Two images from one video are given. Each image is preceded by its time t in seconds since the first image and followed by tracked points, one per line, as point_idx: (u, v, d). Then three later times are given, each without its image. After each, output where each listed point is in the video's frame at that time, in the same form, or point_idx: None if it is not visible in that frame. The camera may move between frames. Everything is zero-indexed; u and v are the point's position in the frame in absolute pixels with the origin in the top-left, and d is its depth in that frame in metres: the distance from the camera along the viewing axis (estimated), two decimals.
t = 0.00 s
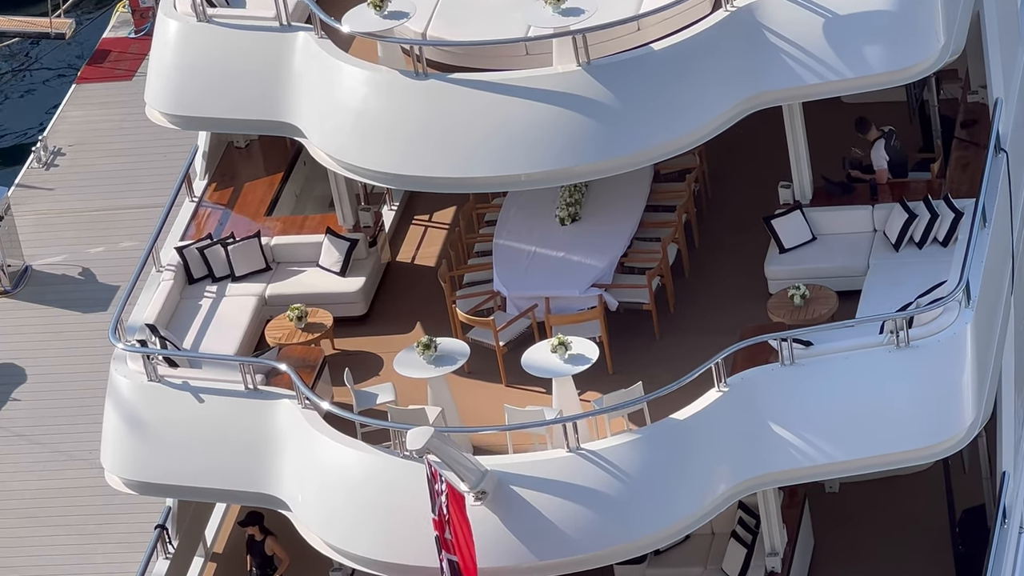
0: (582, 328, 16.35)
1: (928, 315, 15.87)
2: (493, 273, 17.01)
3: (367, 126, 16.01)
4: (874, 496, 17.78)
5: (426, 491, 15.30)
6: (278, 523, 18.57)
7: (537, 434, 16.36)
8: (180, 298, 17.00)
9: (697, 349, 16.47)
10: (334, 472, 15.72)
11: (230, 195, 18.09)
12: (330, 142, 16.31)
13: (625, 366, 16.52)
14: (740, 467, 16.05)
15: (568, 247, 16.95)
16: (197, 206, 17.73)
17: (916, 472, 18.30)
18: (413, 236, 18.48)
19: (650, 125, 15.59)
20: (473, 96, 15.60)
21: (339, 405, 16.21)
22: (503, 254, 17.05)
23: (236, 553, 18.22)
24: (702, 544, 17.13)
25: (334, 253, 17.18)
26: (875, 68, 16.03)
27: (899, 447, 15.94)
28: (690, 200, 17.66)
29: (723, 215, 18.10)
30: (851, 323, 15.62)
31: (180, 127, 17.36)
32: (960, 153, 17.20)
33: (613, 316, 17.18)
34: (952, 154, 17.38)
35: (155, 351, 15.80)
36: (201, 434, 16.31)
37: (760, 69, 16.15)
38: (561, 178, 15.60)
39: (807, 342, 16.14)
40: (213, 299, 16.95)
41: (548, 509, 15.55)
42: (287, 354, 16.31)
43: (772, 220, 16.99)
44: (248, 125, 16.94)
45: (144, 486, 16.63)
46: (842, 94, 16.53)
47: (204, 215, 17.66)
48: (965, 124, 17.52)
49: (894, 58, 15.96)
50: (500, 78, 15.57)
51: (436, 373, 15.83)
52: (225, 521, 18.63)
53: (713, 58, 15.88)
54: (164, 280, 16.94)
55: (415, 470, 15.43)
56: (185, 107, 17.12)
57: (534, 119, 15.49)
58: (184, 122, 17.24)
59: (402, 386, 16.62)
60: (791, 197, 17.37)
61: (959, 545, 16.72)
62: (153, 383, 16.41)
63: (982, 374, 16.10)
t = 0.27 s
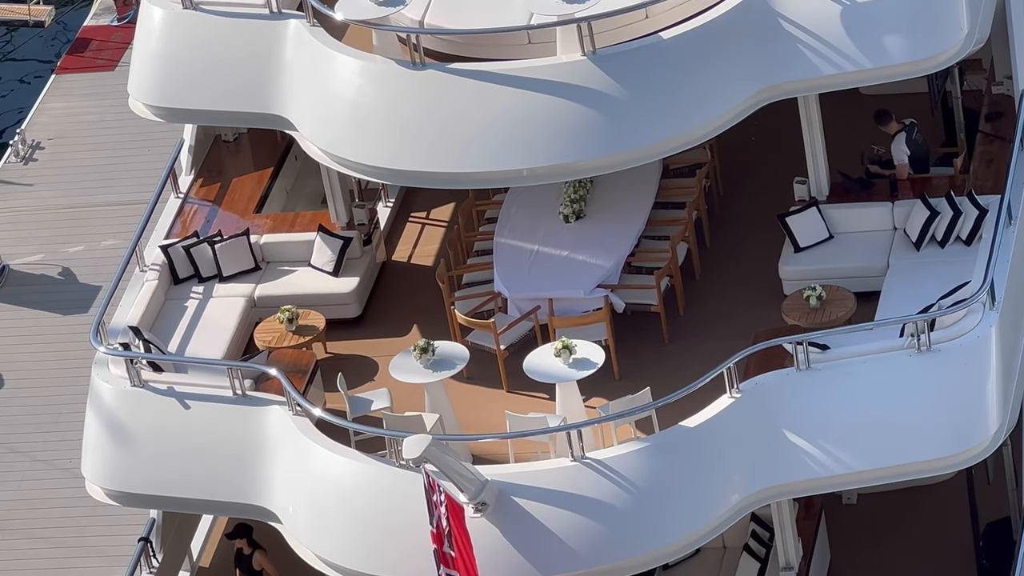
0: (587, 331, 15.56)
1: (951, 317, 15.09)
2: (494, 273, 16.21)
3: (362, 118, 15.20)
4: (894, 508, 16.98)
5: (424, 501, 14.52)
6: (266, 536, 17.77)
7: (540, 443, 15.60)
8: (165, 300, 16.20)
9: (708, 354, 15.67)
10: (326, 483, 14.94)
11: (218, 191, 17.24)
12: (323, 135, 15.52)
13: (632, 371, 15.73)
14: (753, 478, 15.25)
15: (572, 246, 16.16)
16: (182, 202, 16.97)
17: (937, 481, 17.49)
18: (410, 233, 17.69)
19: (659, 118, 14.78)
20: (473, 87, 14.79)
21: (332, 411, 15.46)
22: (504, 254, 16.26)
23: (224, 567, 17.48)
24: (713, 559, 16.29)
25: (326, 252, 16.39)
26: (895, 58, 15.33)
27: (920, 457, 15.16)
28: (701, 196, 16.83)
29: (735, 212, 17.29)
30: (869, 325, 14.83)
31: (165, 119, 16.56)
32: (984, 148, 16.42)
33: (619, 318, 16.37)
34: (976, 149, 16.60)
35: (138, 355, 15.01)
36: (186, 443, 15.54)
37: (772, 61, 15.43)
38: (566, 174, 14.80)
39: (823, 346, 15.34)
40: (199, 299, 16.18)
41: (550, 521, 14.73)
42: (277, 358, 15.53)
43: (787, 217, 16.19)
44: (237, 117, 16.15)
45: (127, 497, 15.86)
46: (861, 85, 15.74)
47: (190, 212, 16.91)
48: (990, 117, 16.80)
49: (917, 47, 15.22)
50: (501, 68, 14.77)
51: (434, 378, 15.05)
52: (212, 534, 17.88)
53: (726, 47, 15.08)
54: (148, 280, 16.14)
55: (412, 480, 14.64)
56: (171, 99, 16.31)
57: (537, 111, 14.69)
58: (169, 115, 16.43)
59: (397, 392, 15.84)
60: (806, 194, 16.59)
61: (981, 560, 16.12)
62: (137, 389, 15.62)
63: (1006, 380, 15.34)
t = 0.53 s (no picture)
0: (592, 333, 14.86)
1: (974, 318, 14.40)
2: (494, 272, 15.44)
3: (356, 109, 14.44)
4: (915, 518, 16.26)
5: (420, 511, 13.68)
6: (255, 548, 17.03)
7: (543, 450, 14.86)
8: (149, 300, 15.44)
9: (720, 357, 14.89)
10: (318, 493, 14.14)
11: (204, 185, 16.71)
12: (314, 127, 14.75)
13: (639, 375, 14.96)
14: (766, 486, 14.51)
15: (576, 244, 15.38)
16: (167, 196, 16.45)
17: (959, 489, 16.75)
18: (406, 230, 16.94)
19: (668, 109, 14.01)
20: (472, 76, 14.02)
21: (324, 417, 14.68)
22: (505, 252, 15.50)
23: None
24: (724, 570, 15.81)
25: (318, 249, 15.63)
26: (915, 46, 14.63)
27: (942, 465, 14.41)
28: (712, 191, 16.05)
29: (747, 208, 16.51)
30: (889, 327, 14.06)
31: (148, 110, 15.81)
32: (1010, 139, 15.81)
33: (626, 319, 15.61)
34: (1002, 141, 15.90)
35: (119, 359, 14.25)
36: (172, 450, 14.80)
37: (786, 50, 14.69)
38: (570, 167, 14.03)
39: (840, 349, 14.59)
40: (184, 300, 15.40)
41: (554, 532, 13.91)
42: (266, 361, 14.75)
43: (802, 213, 15.43)
44: (224, 107, 15.39)
45: (109, 507, 15.12)
46: (879, 74, 14.98)
47: (174, 207, 16.33)
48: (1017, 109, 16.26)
49: (938, 35, 14.54)
50: (501, 56, 13.99)
51: (431, 383, 14.29)
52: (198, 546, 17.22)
53: (738, 35, 14.32)
54: (131, 279, 15.38)
55: (410, 491, 13.80)
56: (156, 91, 15.55)
57: (539, 102, 13.90)
58: (153, 106, 15.69)
59: (393, 396, 15.06)
60: (822, 189, 15.83)
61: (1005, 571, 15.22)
62: (119, 394, 14.86)
63: None
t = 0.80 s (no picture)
0: (598, 334, 14.31)
1: (995, 319, 13.85)
2: (496, 270, 14.84)
3: (351, 100, 13.82)
4: (934, 527, 15.68)
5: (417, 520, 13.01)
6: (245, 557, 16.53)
7: (546, 456, 14.27)
8: (135, 299, 14.85)
9: (731, 360, 14.27)
10: (311, 501, 13.50)
11: (192, 180, 16.07)
12: (308, 119, 14.12)
13: (647, 378, 14.34)
14: (779, 494, 13.87)
15: (581, 241, 14.76)
16: (154, 191, 15.69)
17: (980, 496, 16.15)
18: (403, 226, 16.35)
19: (677, 100, 13.37)
20: (471, 65, 13.39)
21: (318, 422, 14.06)
22: (507, 249, 14.88)
23: None
24: None
25: (311, 246, 15.01)
26: (935, 36, 14.07)
27: (963, 472, 13.78)
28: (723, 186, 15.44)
29: (759, 204, 15.89)
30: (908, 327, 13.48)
31: (135, 102, 15.22)
32: None
33: (633, 320, 14.99)
34: None
35: (104, 361, 13.64)
36: (159, 456, 14.18)
37: (799, 39, 14.08)
38: (575, 161, 13.40)
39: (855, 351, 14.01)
40: (171, 299, 14.80)
41: (557, 541, 13.21)
42: (257, 363, 14.13)
43: (816, 209, 14.80)
44: (215, 99, 14.80)
45: (94, 515, 14.51)
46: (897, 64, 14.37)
47: (162, 203, 15.63)
48: None
49: (958, 23, 14.01)
50: (503, 44, 13.37)
51: (429, 386, 13.67)
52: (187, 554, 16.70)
53: (750, 23, 13.69)
54: (116, 277, 14.79)
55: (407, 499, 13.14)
56: (143, 81, 14.94)
57: (543, 94, 13.27)
58: (140, 97, 15.10)
59: (389, 400, 14.44)
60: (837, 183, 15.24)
61: None
62: (104, 397, 14.26)
63: None
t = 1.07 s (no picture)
0: (603, 333, 13.77)
1: (1016, 318, 13.32)
2: (497, 267, 14.30)
3: (346, 91, 13.26)
4: (952, 534, 15.14)
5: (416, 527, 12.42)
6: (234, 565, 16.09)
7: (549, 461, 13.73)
8: (122, 297, 14.32)
9: (742, 360, 13.71)
10: (303, 507, 12.91)
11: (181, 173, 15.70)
12: (301, 110, 13.56)
13: (654, 380, 13.78)
14: (792, 499, 13.30)
15: (585, 237, 14.20)
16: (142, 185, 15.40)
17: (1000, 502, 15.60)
18: (401, 221, 15.82)
19: (685, 90, 12.80)
20: (470, 53, 12.80)
21: (312, 425, 13.51)
22: (508, 246, 14.34)
23: None
24: None
25: (305, 243, 14.47)
26: (954, 23, 13.49)
27: (983, 477, 13.23)
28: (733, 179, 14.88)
29: (771, 198, 15.33)
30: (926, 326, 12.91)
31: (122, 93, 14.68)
32: None
33: (639, 319, 14.44)
34: None
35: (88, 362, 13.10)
36: (146, 461, 13.63)
37: (813, 27, 13.49)
38: (579, 155, 12.83)
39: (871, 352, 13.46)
40: (159, 297, 14.27)
41: (560, 549, 12.53)
42: (249, 364, 13.54)
43: (830, 203, 14.25)
44: (205, 89, 14.25)
45: (79, 522, 13.97)
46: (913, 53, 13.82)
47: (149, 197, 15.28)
48: None
49: (977, 10, 13.46)
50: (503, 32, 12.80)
51: (427, 388, 13.13)
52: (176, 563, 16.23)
53: (761, 10, 13.12)
54: (102, 275, 14.26)
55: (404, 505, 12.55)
56: (130, 71, 14.40)
57: (546, 84, 12.68)
58: (127, 88, 14.56)
59: (386, 403, 13.88)
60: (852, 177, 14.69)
61: None
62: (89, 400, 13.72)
63: None
